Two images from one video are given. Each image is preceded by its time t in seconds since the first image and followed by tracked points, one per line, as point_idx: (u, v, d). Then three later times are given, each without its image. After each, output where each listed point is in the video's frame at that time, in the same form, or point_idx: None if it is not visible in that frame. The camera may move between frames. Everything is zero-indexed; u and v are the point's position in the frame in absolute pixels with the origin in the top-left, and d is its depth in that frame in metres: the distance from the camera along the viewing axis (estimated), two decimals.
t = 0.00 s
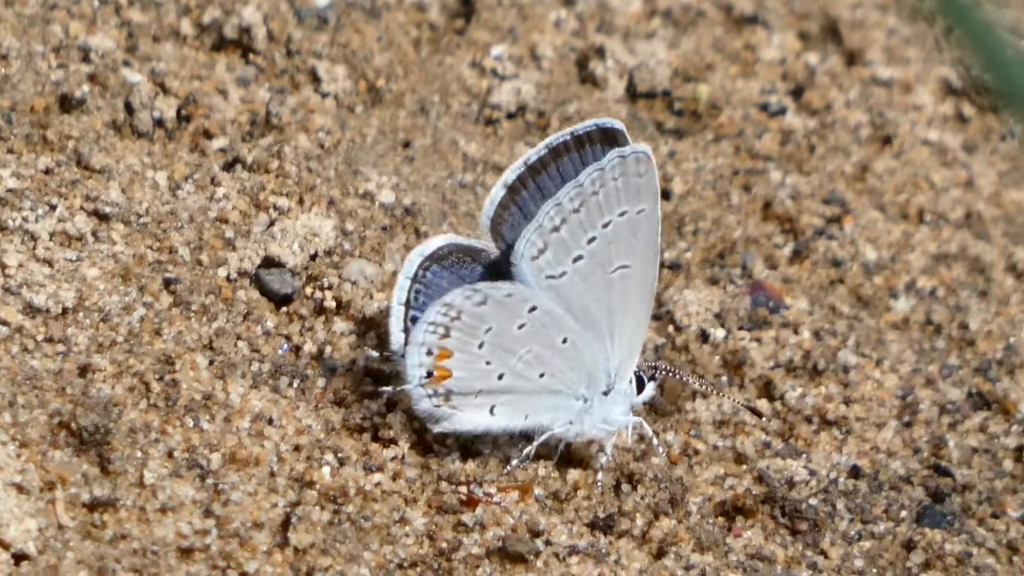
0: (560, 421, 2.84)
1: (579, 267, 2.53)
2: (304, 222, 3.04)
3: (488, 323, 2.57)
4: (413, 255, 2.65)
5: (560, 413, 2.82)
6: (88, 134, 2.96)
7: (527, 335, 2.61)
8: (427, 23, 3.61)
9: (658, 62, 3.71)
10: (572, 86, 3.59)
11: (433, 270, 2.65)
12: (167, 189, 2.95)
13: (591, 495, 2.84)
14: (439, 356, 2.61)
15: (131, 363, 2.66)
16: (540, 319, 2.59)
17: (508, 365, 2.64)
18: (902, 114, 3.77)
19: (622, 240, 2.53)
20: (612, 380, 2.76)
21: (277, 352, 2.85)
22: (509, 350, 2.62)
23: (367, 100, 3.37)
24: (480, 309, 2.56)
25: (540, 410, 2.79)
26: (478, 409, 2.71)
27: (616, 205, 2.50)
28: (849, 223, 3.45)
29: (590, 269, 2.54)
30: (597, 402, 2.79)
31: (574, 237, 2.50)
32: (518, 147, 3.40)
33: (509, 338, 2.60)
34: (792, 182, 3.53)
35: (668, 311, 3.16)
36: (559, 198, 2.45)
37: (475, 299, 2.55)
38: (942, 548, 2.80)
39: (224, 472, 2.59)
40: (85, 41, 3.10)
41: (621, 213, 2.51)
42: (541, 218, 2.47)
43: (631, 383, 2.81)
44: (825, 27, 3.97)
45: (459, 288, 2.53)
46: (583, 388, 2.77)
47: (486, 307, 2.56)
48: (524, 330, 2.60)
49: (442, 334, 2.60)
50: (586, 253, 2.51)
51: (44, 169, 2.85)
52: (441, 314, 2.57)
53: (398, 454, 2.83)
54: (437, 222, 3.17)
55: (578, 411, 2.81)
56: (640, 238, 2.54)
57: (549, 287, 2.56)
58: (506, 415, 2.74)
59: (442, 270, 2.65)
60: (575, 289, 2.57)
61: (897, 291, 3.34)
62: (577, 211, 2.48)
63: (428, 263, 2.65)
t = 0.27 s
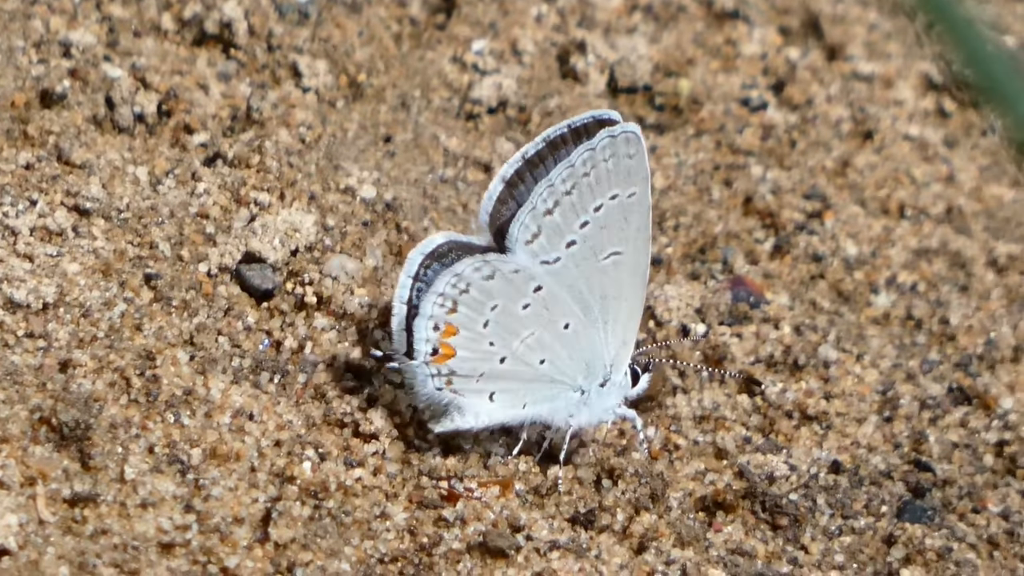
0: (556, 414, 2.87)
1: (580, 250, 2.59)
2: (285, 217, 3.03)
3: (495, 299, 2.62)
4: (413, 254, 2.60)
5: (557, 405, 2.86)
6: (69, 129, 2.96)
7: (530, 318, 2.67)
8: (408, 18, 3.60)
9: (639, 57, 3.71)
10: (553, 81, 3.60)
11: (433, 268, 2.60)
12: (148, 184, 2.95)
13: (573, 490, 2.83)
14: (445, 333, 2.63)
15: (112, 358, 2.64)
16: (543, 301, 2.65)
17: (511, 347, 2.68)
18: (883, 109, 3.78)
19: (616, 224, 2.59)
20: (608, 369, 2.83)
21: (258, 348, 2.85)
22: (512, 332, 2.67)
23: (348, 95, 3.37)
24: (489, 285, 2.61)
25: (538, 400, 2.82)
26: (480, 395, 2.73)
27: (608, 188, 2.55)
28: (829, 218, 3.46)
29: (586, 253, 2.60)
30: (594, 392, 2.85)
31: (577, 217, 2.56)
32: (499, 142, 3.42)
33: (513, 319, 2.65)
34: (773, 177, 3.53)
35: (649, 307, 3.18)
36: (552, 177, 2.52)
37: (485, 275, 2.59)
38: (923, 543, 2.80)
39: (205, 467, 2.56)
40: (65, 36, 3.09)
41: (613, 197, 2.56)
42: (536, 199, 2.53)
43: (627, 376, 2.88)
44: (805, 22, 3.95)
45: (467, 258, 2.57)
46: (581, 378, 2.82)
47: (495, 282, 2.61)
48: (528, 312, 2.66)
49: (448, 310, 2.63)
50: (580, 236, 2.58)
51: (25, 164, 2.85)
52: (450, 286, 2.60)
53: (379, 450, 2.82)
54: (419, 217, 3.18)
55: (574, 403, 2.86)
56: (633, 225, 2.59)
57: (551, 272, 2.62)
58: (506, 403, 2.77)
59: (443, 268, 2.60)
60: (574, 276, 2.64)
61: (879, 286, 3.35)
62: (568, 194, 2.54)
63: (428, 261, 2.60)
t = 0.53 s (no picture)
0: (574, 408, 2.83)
1: (620, 237, 2.63)
2: (268, 212, 3.03)
3: (531, 264, 2.61)
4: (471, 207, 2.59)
5: (576, 399, 2.80)
6: (52, 125, 2.96)
7: (561, 294, 2.66)
8: (391, 13, 3.60)
9: (622, 53, 3.72)
10: (537, 76, 3.60)
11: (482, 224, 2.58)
12: (131, 179, 2.94)
13: (556, 485, 2.83)
14: (478, 283, 2.60)
15: (95, 354, 2.63)
16: (577, 280, 2.66)
17: (538, 322, 2.66)
18: (867, 105, 3.77)
19: (656, 219, 2.62)
20: (631, 378, 2.77)
21: (242, 343, 2.84)
22: (543, 305, 2.65)
23: (331, 90, 3.37)
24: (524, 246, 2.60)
25: (558, 389, 2.77)
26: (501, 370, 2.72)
27: (655, 181, 2.60)
28: (813, 213, 3.46)
29: (623, 241, 2.63)
30: (615, 398, 2.79)
31: (623, 198, 2.61)
32: (483, 138, 3.44)
33: (545, 290, 2.65)
34: (757, 172, 3.53)
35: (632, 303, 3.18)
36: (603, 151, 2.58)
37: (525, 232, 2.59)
38: (906, 538, 2.83)
39: (188, 462, 2.56)
40: (49, 31, 3.09)
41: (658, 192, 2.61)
42: (586, 173, 2.59)
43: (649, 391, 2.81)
44: (789, 17, 3.94)
45: (513, 207, 2.58)
46: (604, 377, 2.76)
47: (533, 243, 2.60)
48: (561, 286, 2.65)
49: (485, 259, 2.60)
50: (619, 225, 2.62)
51: (8, 160, 2.85)
52: (490, 232, 2.58)
53: (362, 445, 2.79)
54: (402, 212, 3.19)
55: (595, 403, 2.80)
56: (678, 226, 2.63)
57: (588, 252, 2.64)
58: (526, 383, 2.73)
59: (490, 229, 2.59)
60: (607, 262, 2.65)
61: (862, 281, 3.36)
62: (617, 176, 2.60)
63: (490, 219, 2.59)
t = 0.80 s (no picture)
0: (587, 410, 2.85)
1: (623, 242, 2.61)
2: (255, 207, 3.04)
3: (534, 274, 2.60)
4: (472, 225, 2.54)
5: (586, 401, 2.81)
6: (38, 120, 2.96)
7: (566, 300, 2.65)
8: (378, 9, 3.61)
9: (609, 48, 3.72)
10: (522, 71, 3.61)
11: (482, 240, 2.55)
12: (117, 174, 2.95)
13: (543, 480, 2.83)
14: (478, 295, 2.59)
15: (82, 348, 2.63)
16: (582, 286, 2.65)
17: (545, 330, 2.66)
18: (853, 99, 3.77)
19: (661, 221, 2.59)
20: (645, 378, 2.78)
21: (228, 338, 2.83)
22: (549, 314, 2.65)
23: (317, 85, 3.38)
24: (526, 258, 2.58)
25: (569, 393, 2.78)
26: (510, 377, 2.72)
27: (656, 184, 2.56)
28: (799, 208, 3.47)
29: (627, 246, 2.61)
30: (629, 398, 2.81)
31: (625, 203, 2.58)
32: (469, 133, 3.44)
33: (551, 298, 2.64)
34: (743, 166, 3.53)
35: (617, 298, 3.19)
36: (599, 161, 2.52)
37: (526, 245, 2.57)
38: (894, 533, 2.81)
39: (175, 457, 2.55)
40: (35, 26, 3.09)
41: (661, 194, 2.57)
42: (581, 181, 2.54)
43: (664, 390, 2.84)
44: (775, 11, 3.94)
45: (507, 219, 2.54)
46: (617, 380, 2.78)
47: (534, 254, 2.59)
48: (565, 294, 2.64)
49: (482, 272, 2.58)
50: (623, 230, 2.60)
51: None
52: (485, 246, 2.55)
53: (349, 440, 2.77)
54: (388, 207, 3.19)
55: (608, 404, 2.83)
56: (682, 228, 2.60)
57: (593, 258, 2.62)
58: (536, 389, 2.74)
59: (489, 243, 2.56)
60: (612, 267, 2.64)
61: (848, 276, 3.37)
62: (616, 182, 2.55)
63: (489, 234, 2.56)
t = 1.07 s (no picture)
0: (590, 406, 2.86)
1: (626, 243, 2.58)
2: (244, 202, 3.04)
3: (534, 271, 2.61)
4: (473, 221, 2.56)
5: (588, 396, 2.83)
6: (27, 115, 2.96)
7: (568, 298, 2.66)
8: (367, 5, 3.60)
9: (598, 44, 3.71)
10: (512, 66, 3.60)
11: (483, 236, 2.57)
12: (106, 169, 2.95)
13: (533, 475, 2.83)
14: (478, 291, 2.61)
15: (71, 344, 2.63)
16: (584, 284, 2.64)
17: (546, 327, 2.67)
18: (842, 94, 3.77)
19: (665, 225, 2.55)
20: (647, 375, 2.80)
21: (217, 333, 2.83)
22: (550, 311, 2.66)
23: (306, 81, 3.38)
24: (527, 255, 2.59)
25: (571, 389, 2.80)
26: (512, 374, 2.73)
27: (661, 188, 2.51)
28: (789, 203, 3.46)
29: (630, 249, 2.59)
30: (631, 396, 2.83)
31: (628, 206, 2.54)
32: (459, 128, 3.42)
33: (552, 296, 2.64)
34: (732, 162, 3.53)
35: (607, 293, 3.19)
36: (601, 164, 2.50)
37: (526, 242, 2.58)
38: (882, 528, 2.83)
39: (164, 452, 2.54)
40: (24, 22, 3.10)
41: (666, 198, 2.52)
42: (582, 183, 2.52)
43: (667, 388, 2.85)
44: (764, 7, 3.95)
45: (507, 217, 2.55)
46: (618, 377, 2.79)
47: (534, 252, 2.60)
48: (567, 292, 2.65)
49: (483, 268, 2.60)
50: (626, 232, 2.57)
51: None
52: (486, 243, 2.58)
53: (338, 435, 2.76)
54: (378, 202, 3.19)
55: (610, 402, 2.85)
56: (687, 232, 2.56)
57: (595, 258, 2.61)
58: (538, 386, 2.75)
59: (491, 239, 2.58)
60: (615, 267, 2.63)
61: (838, 271, 3.36)
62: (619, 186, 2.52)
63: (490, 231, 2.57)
